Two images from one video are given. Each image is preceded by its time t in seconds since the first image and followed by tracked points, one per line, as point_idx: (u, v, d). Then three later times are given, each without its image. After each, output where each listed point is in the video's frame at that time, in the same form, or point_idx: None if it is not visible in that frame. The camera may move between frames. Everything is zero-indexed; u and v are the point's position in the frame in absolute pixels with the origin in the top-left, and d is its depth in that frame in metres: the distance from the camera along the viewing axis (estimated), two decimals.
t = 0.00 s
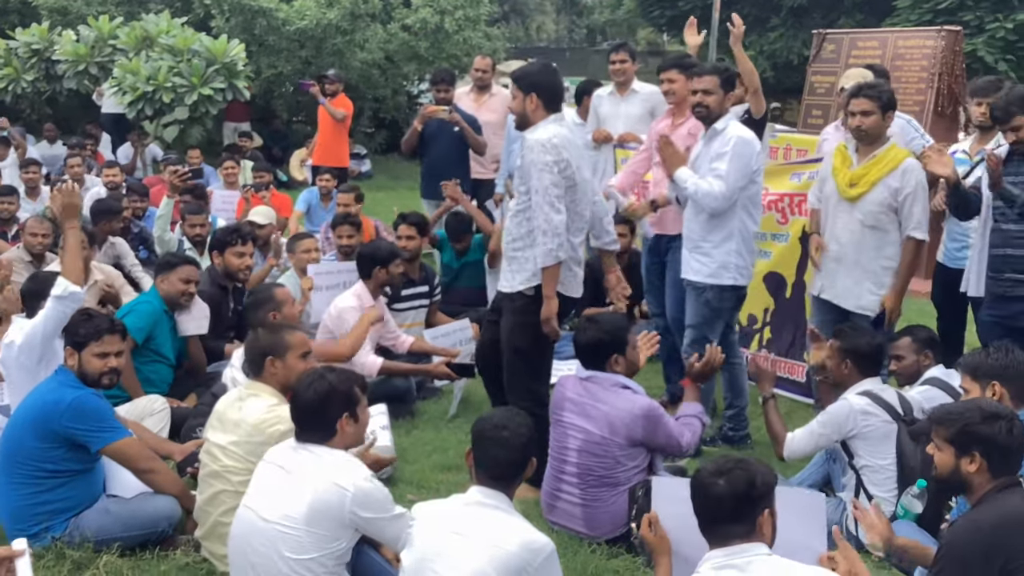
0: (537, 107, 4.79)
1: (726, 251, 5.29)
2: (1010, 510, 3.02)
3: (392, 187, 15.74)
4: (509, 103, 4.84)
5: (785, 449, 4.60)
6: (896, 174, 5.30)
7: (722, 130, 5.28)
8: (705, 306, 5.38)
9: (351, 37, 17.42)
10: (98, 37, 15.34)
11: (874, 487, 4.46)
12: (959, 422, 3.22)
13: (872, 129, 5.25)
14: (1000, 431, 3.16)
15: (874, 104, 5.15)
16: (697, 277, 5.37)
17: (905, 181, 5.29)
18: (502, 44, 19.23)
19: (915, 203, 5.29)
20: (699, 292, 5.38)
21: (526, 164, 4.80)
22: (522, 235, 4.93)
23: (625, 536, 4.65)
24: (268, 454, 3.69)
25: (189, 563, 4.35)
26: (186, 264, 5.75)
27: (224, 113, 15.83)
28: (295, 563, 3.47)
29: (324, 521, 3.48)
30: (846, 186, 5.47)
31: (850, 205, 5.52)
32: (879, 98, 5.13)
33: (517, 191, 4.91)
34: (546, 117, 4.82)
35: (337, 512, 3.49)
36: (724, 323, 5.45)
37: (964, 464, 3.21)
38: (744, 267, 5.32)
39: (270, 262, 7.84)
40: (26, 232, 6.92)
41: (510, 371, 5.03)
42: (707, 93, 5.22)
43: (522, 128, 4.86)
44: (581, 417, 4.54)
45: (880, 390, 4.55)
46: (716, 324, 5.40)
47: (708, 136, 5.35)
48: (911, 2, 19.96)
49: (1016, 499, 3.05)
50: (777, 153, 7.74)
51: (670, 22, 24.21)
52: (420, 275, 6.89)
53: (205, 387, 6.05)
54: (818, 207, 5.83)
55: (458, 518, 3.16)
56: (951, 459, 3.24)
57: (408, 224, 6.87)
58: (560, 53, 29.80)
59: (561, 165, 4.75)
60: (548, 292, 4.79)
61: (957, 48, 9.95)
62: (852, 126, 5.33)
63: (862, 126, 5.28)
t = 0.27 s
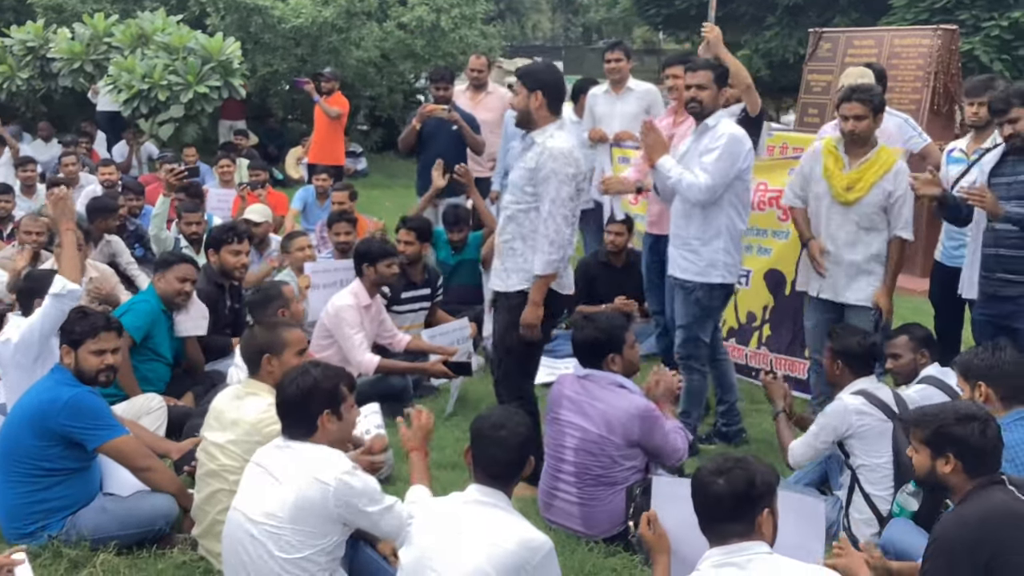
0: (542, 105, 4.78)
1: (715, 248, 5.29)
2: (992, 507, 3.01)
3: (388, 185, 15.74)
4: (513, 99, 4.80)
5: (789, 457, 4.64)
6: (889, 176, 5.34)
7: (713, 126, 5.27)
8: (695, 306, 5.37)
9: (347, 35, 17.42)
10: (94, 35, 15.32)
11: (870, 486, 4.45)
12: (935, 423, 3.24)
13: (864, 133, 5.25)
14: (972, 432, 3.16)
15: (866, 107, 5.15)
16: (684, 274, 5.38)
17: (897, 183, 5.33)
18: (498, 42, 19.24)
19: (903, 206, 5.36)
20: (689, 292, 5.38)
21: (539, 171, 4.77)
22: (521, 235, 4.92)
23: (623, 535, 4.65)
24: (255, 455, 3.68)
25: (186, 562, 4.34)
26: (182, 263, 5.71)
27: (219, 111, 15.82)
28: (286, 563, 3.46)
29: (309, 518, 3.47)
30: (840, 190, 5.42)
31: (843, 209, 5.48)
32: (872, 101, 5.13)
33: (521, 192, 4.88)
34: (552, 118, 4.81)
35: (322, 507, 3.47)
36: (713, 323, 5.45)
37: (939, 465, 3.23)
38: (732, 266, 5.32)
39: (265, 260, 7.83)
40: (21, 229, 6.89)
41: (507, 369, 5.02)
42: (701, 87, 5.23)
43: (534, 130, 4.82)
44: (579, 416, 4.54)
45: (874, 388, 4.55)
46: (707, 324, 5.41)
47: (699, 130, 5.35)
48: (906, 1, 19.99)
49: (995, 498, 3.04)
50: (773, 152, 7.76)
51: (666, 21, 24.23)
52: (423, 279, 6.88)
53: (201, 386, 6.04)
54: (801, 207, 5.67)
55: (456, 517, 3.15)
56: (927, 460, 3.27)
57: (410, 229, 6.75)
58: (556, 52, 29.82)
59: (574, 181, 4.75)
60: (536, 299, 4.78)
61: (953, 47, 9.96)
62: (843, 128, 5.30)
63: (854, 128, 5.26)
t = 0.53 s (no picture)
0: (552, 104, 4.97)
1: (706, 248, 5.32)
2: (978, 502, 3.02)
3: (387, 184, 15.73)
4: (522, 97, 4.95)
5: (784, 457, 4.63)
6: (893, 169, 5.42)
7: (709, 124, 5.29)
8: (689, 309, 5.40)
9: (346, 34, 17.43)
10: (92, 34, 15.30)
11: (866, 484, 4.45)
12: (918, 423, 3.27)
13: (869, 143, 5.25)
14: (955, 432, 3.18)
15: (876, 120, 5.15)
16: (674, 273, 5.39)
17: (900, 174, 5.45)
18: (496, 41, 19.23)
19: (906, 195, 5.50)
20: (681, 295, 5.40)
21: (562, 166, 5.02)
22: (535, 229, 5.14)
23: (622, 533, 4.66)
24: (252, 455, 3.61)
25: (185, 560, 4.34)
26: (166, 258, 5.68)
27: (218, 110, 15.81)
28: (266, 561, 3.37)
29: (281, 515, 3.35)
30: (851, 195, 5.38)
31: (855, 211, 5.46)
32: (882, 112, 5.13)
33: (538, 187, 5.09)
34: (562, 116, 5.03)
35: (293, 503, 3.34)
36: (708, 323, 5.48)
37: (923, 465, 3.26)
38: (723, 266, 5.35)
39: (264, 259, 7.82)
40: (19, 228, 6.88)
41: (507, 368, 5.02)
42: (696, 85, 5.19)
43: (550, 128, 5.03)
44: (578, 415, 4.54)
45: (868, 386, 4.55)
46: (702, 324, 5.43)
47: (694, 129, 5.36)
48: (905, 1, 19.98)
49: (980, 493, 3.06)
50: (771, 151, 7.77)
51: (664, 20, 24.21)
52: (423, 279, 6.88)
53: (200, 385, 6.04)
54: (809, 223, 5.47)
55: (455, 515, 3.15)
56: (911, 460, 3.30)
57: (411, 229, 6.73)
58: (554, 51, 29.81)
59: (596, 178, 5.02)
60: (540, 282, 4.98)
61: (951, 47, 9.98)
62: (851, 138, 5.26)
63: (865, 140, 5.24)
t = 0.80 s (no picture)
0: (552, 102, 5.07)
1: (703, 251, 5.31)
2: (987, 503, 3.01)
3: (387, 184, 15.72)
4: (522, 96, 5.02)
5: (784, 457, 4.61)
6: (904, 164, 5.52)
7: (708, 126, 5.27)
8: (686, 312, 5.39)
9: (346, 34, 17.44)
10: (92, 33, 15.29)
11: (869, 485, 4.45)
12: (931, 420, 3.23)
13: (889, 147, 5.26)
14: (969, 429, 3.15)
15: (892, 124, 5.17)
16: (670, 277, 5.40)
17: (908, 169, 5.58)
18: (497, 40, 19.22)
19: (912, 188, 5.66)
20: (678, 299, 5.40)
21: (571, 163, 5.12)
22: (545, 226, 5.19)
23: (623, 534, 4.66)
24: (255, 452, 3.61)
25: (186, 561, 4.34)
26: (151, 255, 5.75)
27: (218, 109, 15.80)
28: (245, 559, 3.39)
29: (253, 515, 3.36)
30: (869, 195, 5.37)
31: (875, 209, 5.45)
32: (898, 115, 5.16)
33: (546, 185, 5.16)
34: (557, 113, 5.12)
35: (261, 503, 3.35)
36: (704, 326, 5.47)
37: (936, 462, 3.22)
38: (720, 270, 5.36)
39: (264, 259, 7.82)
40: (20, 227, 6.92)
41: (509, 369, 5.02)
42: (697, 87, 5.22)
43: (551, 126, 5.14)
44: (577, 415, 4.54)
45: (869, 387, 4.55)
46: (699, 327, 5.42)
47: (695, 129, 5.32)
48: None
49: (992, 495, 3.04)
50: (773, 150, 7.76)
51: (665, 20, 24.19)
52: (424, 277, 6.87)
53: (200, 383, 6.04)
54: (833, 227, 5.42)
55: (457, 517, 3.14)
56: (924, 456, 3.25)
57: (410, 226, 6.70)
58: (554, 50, 29.79)
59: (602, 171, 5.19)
60: (578, 285, 5.15)
61: (952, 46, 9.97)
62: (866, 139, 5.27)
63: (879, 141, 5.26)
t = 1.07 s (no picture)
0: (552, 102, 5.09)
1: (704, 254, 5.33)
2: (1008, 506, 3.04)
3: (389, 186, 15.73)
4: (521, 97, 5.03)
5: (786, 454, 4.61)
6: (926, 167, 5.50)
7: (711, 129, 5.30)
8: (685, 314, 5.40)
9: (348, 35, 17.48)
10: (94, 35, 15.32)
11: (869, 484, 4.44)
12: (957, 419, 3.27)
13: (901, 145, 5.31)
14: (995, 428, 3.20)
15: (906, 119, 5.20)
16: (670, 278, 5.40)
17: (932, 172, 5.54)
18: (499, 42, 19.24)
19: (937, 190, 5.60)
20: (677, 300, 5.40)
21: (571, 162, 5.13)
22: (550, 225, 5.20)
23: (625, 535, 4.66)
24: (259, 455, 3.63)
25: (188, 562, 4.35)
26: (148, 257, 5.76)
27: (220, 111, 15.83)
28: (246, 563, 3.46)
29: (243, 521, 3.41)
30: (889, 193, 5.40)
31: (892, 208, 5.47)
32: (912, 113, 5.19)
33: (549, 185, 5.17)
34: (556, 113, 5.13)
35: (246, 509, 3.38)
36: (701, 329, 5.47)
37: (959, 460, 3.25)
38: (719, 272, 5.38)
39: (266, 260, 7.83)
40: (25, 229, 6.86)
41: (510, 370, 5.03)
42: (700, 89, 5.20)
43: (550, 126, 5.15)
44: (579, 415, 4.54)
45: (870, 387, 4.54)
46: (696, 329, 5.42)
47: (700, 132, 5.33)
48: (907, 2, 19.99)
49: (1014, 496, 3.07)
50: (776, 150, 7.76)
51: (667, 22, 24.21)
52: (426, 276, 6.88)
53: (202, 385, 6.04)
54: (840, 223, 5.49)
55: (460, 518, 3.15)
56: (947, 453, 3.29)
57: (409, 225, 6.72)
58: (556, 52, 29.80)
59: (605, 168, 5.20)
60: (587, 282, 5.21)
61: (954, 48, 9.97)
62: (882, 138, 5.32)
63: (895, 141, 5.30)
